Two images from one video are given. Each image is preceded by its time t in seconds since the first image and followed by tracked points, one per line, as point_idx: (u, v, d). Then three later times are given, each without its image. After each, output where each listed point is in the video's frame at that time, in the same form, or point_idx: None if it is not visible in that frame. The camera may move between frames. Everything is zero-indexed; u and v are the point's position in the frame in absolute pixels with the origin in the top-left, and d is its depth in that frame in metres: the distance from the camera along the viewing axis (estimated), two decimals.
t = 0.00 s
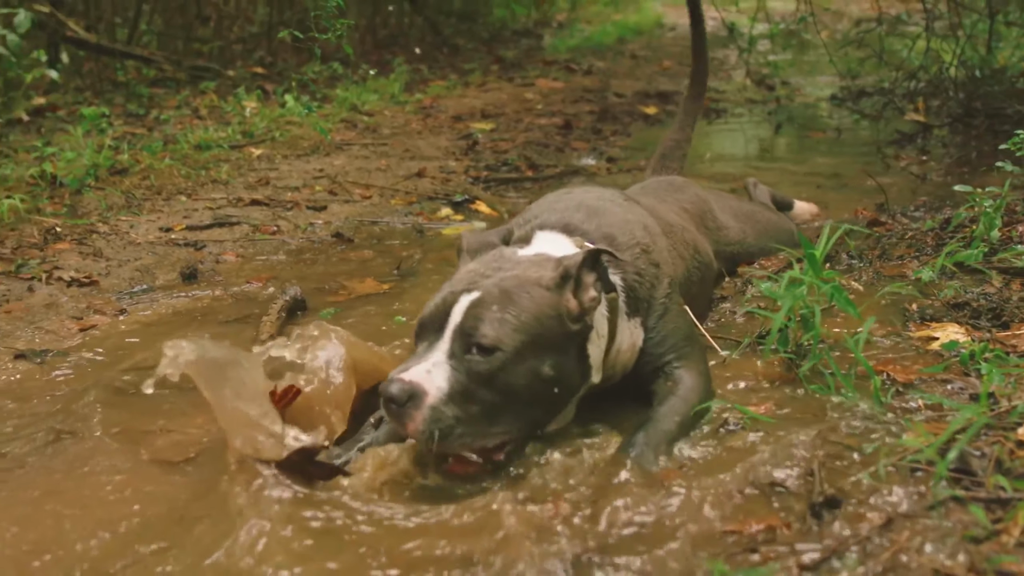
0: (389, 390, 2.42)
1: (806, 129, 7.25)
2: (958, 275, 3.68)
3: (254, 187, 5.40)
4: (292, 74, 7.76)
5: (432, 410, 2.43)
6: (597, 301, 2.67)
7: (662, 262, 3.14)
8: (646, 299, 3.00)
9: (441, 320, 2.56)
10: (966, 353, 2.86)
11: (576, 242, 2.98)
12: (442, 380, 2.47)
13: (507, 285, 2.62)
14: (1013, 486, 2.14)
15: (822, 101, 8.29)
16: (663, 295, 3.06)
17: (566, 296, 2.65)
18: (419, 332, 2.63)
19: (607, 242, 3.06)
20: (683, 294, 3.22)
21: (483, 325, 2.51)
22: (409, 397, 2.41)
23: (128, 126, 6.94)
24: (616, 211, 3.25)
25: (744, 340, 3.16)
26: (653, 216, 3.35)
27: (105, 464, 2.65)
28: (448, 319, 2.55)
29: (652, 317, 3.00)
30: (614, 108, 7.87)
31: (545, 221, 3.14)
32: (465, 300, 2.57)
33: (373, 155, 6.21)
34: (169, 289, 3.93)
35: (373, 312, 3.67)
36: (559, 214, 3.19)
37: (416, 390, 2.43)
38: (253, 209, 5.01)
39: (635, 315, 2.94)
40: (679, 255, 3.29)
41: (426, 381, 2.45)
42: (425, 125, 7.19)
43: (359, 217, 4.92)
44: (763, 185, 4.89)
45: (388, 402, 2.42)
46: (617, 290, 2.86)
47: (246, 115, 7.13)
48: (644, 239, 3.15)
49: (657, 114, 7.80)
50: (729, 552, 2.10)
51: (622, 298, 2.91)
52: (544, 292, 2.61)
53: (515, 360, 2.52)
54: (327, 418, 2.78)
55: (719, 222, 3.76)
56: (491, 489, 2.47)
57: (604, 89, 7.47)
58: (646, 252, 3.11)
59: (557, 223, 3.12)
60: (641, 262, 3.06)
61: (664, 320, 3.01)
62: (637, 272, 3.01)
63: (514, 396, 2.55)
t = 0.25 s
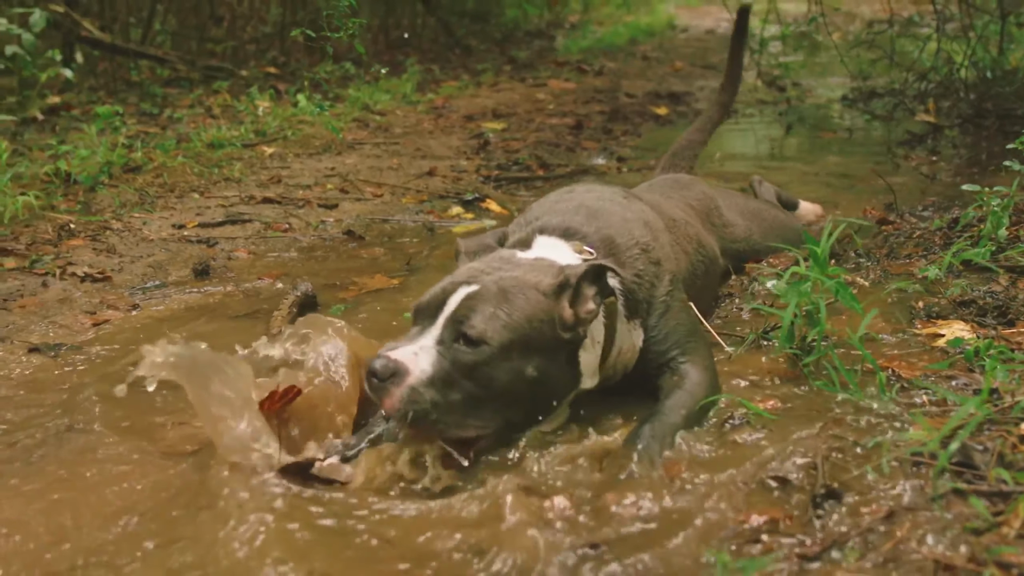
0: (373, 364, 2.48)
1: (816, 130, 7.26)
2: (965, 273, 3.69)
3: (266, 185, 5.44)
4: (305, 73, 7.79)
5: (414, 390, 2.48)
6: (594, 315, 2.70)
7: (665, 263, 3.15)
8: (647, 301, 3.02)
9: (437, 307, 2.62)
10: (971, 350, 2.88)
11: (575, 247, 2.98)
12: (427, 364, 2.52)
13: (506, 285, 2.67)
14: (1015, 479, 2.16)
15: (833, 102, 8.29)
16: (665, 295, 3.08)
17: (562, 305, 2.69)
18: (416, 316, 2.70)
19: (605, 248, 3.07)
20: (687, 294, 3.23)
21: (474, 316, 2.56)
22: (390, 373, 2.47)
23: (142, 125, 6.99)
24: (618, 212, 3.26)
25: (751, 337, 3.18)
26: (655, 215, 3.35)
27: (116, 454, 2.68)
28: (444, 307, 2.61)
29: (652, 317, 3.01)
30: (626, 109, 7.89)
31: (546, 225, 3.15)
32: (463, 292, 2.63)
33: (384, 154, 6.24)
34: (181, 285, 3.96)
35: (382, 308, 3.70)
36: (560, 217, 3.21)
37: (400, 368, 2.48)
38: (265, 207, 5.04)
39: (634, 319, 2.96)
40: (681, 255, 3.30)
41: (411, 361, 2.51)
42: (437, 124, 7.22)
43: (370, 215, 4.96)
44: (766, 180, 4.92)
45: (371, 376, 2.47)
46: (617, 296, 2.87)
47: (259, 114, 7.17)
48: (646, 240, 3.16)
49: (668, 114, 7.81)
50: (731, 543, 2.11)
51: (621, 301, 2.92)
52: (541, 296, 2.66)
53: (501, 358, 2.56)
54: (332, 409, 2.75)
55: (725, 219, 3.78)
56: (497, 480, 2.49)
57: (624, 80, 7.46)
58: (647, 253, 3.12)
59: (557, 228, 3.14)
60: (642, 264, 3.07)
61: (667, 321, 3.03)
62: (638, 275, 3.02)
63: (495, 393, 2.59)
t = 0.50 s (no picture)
0: (355, 341, 2.59)
1: (824, 130, 7.27)
2: (969, 271, 3.71)
3: (275, 182, 5.47)
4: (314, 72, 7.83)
5: (393, 373, 2.56)
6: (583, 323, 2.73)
7: (665, 261, 3.18)
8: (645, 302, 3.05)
9: (431, 295, 2.71)
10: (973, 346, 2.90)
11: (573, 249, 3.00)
12: (409, 349, 2.60)
13: (500, 282, 2.72)
14: (1013, 472, 2.18)
15: (841, 102, 8.30)
16: (668, 292, 3.10)
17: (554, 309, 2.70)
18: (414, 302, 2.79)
19: (603, 249, 3.10)
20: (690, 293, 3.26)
21: (460, 311, 2.63)
22: (370, 352, 2.57)
23: (152, 123, 7.03)
24: (619, 212, 3.29)
25: (754, 333, 3.21)
26: (655, 213, 3.38)
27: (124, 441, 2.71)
28: (436, 296, 2.69)
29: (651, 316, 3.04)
30: (634, 109, 7.92)
31: (545, 227, 3.19)
32: (458, 285, 2.70)
33: (393, 152, 6.27)
34: (190, 281, 3.99)
35: (388, 304, 3.72)
36: (560, 218, 3.24)
37: (381, 349, 2.58)
38: (274, 204, 5.08)
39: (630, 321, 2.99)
40: (682, 253, 3.33)
41: (394, 345, 2.60)
42: (446, 124, 7.25)
43: (378, 213, 4.99)
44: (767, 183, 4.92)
45: (354, 355, 2.58)
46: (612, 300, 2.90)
47: (269, 113, 7.20)
48: (645, 240, 3.18)
49: (676, 114, 7.84)
50: (732, 533, 2.14)
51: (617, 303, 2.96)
52: (532, 298, 2.69)
53: (482, 353, 2.61)
54: (320, 407, 2.93)
55: (728, 216, 3.82)
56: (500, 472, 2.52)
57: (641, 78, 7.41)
58: (646, 253, 3.14)
59: (556, 230, 3.17)
60: (640, 264, 3.10)
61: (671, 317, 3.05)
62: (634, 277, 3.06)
63: (473, 387, 2.63)
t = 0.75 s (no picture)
0: (341, 324, 2.70)
1: (831, 129, 7.29)
2: (972, 268, 3.73)
3: (283, 178, 5.51)
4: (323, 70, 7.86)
5: (370, 357, 2.66)
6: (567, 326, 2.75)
7: (664, 259, 3.20)
8: (641, 301, 3.07)
9: (420, 282, 2.78)
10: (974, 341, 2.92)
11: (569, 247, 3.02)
12: (390, 335, 2.68)
13: (488, 276, 2.76)
14: (1011, 464, 2.20)
15: (849, 103, 8.31)
16: (667, 289, 3.13)
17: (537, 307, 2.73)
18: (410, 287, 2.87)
19: (601, 249, 3.12)
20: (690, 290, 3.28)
21: (442, 301, 2.68)
22: (352, 335, 2.68)
23: (161, 120, 7.06)
24: (619, 210, 3.31)
25: (756, 328, 3.24)
26: (655, 210, 3.40)
27: (132, 428, 2.74)
28: (424, 284, 2.76)
29: (648, 314, 3.06)
30: (641, 108, 7.94)
31: (544, 224, 3.21)
32: (446, 275, 2.76)
33: (401, 149, 6.30)
34: (199, 274, 4.03)
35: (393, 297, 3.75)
36: (561, 215, 3.27)
37: (363, 333, 2.68)
38: (282, 200, 5.11)
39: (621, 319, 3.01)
40: (682, 250, 3.35)
41: (375, 329, 2.69)
42: (453, 121, 7.28)
43: (386, 209, 5.02)
44: (770, 182, 4.87)
45: (338, 337, 2.70)
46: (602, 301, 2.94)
47: (278, 110, 7.24)
48: (643, 238, 3.21)
49: (683, 114, 7.86)
50: (731, 523, 2.16)
51: (608, 303, 2.99)
52: (517, 295, 2.72)
53: (460, 344, 2.65)
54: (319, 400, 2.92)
55: (729, 212, 3.85)
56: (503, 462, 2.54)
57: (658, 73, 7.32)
58: (643, 253, 3.16)
59: (556, 227, 3.20)
60: (637, 264, 3.13)
61: (671, 314, 3.07)
62: (630, 278, 3.09)
63: (450, 378, 2.68)
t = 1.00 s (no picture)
0: (330, 309, 2.76)
1: (839, 127, 7.30)
2: (976, 264, 3.74)
3: (293, 173, 5.54)
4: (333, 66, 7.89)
5: (354, 342, 2.71)
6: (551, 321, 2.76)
7: (661, 254, 3.22)
8: (638, 296, 3.10)
9: (409, 270, 2.83)
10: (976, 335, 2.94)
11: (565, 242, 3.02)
12: (375, 319, 2.73)
13: (477, 268, 2.78)
14: (1010, 454, 2.22)
15: (857, 101, 8.32)
16: (665, 283, 3.15)
17: (521, 301, 2.75)
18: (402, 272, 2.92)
19: (598, 244, 3.15)
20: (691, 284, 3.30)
21: (425, 290, 2.72)
22: (338, 320, 2.73)
23: (171, 115, 7.11)
24: (618, 205, 3.34)
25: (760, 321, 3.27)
26: (655, 205, 3.43)
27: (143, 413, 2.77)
28: (412, 272, 2.80)
29: (645, 309, 3.09)
30: (649, 105, 7.96)
31: (543, 216, 3.24)
32: (435, 264, 2.79)
33: (410, 145, 6.34)
34: (208, 266, 4.06)
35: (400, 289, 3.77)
36: (561, 207, 3.30)
37: (349, 318, 2.73)
38: (292, 193, 5.15)
39: (616, 317, 3.05)
40: (683, 245, 3.38)
41: (360, 315, 2.74)
42: (462, 118, 7.31)
43: (394, 203, 5.05)
44: (769, 179, 4.78)
45: (327, 323, 2.76)
46: (595, 295, 2.97)
47: (287, 105, 7.28)
48: (641, 234, 3.24)
49: (692, 111, 7.88)
50: (731, 510, 2.18)
51: (602, 299, 3.02)
52: (502, 288, 2.74)
53: (441, 333, 2.68)
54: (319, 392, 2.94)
55: (732, 208, 3.89)
56: (510, 450, 2.57)
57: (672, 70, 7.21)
58: (640, 249, 3.19)
59: (555, 220, 3.22)
60: (634, 259, 3.16)
61: (668, 309, 3.10)
62: (626, 273, 3.11)
63: (431, 366, 2.71)
